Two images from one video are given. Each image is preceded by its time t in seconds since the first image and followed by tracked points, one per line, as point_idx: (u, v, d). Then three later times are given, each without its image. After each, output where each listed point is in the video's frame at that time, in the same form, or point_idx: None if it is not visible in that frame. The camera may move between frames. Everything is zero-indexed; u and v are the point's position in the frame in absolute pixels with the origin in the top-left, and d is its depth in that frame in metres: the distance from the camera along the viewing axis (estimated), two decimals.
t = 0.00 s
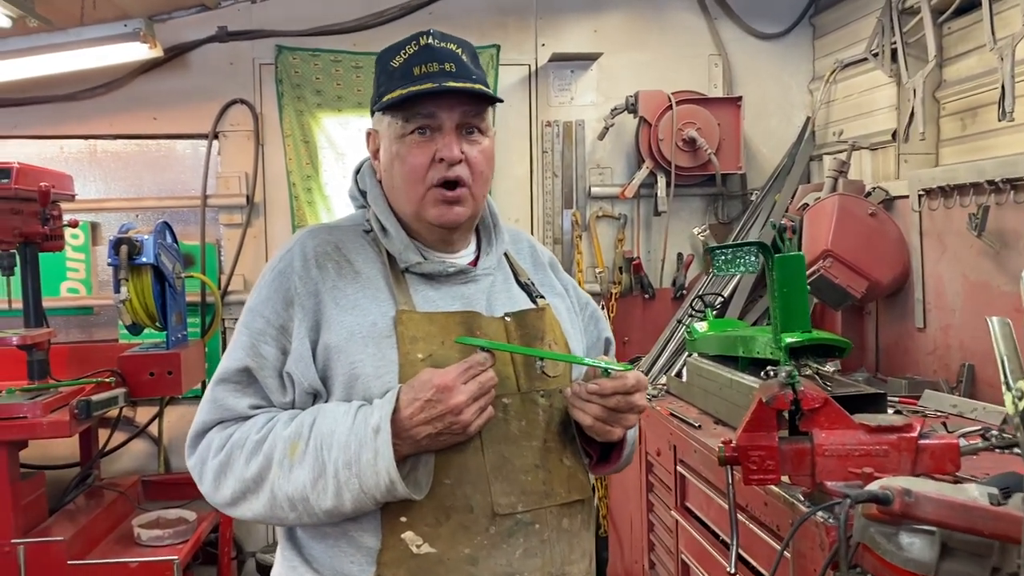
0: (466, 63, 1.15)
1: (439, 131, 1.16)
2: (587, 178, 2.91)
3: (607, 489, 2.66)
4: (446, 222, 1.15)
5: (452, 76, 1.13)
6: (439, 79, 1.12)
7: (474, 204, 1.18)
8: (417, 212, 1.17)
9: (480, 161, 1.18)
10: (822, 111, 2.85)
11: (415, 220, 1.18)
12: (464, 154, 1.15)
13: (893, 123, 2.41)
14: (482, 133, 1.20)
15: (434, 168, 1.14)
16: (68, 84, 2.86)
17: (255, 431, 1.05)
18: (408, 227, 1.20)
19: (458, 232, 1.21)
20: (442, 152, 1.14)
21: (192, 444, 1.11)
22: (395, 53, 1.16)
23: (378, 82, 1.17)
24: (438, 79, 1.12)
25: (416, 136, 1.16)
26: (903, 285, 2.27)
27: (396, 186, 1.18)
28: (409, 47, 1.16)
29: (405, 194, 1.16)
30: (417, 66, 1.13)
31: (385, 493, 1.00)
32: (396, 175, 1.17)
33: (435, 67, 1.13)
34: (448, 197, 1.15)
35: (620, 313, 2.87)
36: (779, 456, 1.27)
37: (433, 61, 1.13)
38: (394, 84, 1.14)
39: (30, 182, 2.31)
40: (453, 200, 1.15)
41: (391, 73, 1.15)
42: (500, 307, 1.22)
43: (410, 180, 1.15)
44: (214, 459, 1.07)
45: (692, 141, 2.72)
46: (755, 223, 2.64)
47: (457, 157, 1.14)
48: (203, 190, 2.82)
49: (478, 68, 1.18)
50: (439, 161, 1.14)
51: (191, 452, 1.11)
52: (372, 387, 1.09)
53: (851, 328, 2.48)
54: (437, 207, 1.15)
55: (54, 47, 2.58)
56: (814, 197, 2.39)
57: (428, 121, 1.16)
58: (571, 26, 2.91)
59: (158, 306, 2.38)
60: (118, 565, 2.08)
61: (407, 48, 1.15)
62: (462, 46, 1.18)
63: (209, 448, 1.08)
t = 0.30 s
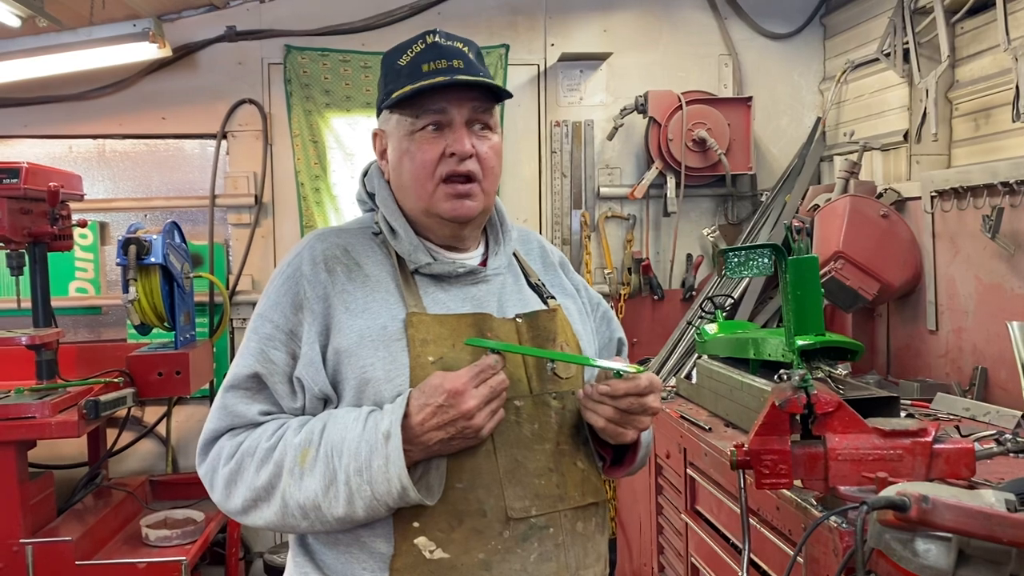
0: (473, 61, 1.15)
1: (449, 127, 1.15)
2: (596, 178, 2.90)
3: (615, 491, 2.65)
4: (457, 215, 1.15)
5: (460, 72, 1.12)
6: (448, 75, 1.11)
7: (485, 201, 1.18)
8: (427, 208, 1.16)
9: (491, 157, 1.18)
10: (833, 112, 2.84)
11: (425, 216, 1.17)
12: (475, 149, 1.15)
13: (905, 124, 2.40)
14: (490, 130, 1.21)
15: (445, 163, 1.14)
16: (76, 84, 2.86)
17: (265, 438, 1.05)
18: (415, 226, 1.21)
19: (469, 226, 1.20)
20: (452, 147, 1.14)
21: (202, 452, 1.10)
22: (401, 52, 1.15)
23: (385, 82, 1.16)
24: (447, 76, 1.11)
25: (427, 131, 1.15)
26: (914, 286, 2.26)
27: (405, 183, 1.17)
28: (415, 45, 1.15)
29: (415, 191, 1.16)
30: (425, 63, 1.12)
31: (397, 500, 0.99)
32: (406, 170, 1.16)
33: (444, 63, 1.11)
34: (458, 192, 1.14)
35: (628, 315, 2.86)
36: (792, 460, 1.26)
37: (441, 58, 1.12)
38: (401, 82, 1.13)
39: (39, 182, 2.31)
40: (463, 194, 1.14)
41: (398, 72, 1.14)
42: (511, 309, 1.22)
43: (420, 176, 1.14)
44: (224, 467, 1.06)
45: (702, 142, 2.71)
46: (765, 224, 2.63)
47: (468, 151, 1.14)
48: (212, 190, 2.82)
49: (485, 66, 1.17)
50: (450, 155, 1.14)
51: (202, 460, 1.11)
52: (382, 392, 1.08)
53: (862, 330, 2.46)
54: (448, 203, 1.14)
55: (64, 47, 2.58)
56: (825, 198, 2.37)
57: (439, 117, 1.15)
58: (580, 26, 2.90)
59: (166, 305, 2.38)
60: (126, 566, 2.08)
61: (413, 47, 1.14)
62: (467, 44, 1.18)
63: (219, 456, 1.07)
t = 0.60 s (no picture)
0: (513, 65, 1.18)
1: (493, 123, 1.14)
2: (601, 176, 2.89)
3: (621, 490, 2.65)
4: (494, 213, 1.14)
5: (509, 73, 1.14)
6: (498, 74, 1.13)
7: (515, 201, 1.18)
8: (463, 203, 1.14)
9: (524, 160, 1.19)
10: (840, 110, 2.83)
11: (456, 211, 1.15)
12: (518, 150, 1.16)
13: (913, 122, 2.39)
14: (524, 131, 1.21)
15: (491, 160, 1.13)
16: (83, 82, 2.86)
17: (271, 437, 1.04)
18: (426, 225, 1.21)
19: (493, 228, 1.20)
20: (500, 144, 1.13)
21: (206, 450, 1.10)
22: (444, 42, 1.15)
23: (426, 70, 1.14)
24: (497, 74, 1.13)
25: (473, 125, 1.13)
26: (922, 286, 2.24)
27: (441, 175, 1.14)
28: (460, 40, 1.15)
29: (454, 184, 1.13)
30: (475, 58, 1.12)
31: (404, 501, 0.98)
32: (445, 162, 1.13)
33: (493, 63, 1.13)
34: (500, 188, 1.14)
35: (634, 314, 2.85)
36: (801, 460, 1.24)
37: (489, 57, 1.14)
38: (450, 72, 1.12)
39: (45, 179, 2.31)
40: (504, 192, 1.14)
41: (443, 61, 1.13)
42: (519, 308, 1.21)
43: (464, 169, 1.12)
44: (228, 466, 1.06)
45: (708, 140, 2.70)
46: (772, 223, 2.62)
47: (514, 151, 1.14)
48: (217, 187, 2.82)
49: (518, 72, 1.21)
50: (497, 153, 1.13)
51: (206, 458, 1.10)
52: (389, 391, 1.07)
53: (869, 330, 2.45)
54: (488, 200, 1.13)
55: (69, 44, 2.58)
56: (832, 197, 2.36)
57: (487, 113, 1.14)
58: (586, 24, 2.89)
59: (171, 303, 2.37)
60: (131, 564, 2.08)
61: (458, 40, 1.14)
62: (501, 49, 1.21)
63: (224, 455, 1.07)
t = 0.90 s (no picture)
0: (503, 62, 1.12)
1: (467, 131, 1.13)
2: (604, 175, 2.88)
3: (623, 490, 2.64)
4: (473, 220, 1.13)
5: (487, 74, 1.09)
6: (474, 77, 1.09)
7: (502, 208, 1.16)
8: (442, 212, 1.14)
9: (511, 165, 1.14)
10: (843, 109, 2.82)
11: (440, 218, 1.16)
12: (495, 158, 1.12)
13: (917, 121, 2.38)
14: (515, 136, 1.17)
15: (460, 170, 1.12)
16: (85, 79, 2.85)
17: (277, 432, 1.04)
18: (434, 224, 1.19)
19: (485, 230, 1.19)
20: (469, 155, 1.11)
21: (210, 443, 1.09)
22: (430, 45, 1.13)
23: (412, 74, 1.14)
24: (473, 77, 1.09)
25: (445, 135, 1.13)
26: (927, 285, 2.24)
27: (421, 184, 1.16)
28: (446, 39, 1.12)
29: (430, 193, 1.14)
30: (452, 62, 1.09)
31: (410, 500, 0.98)
32: (423, 171, 1.14)
33: (471, 64, 1.09)
34: (475, 197, 1.12)
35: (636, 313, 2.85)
36: (805, 460, 1.24)
37: (469, 58, 1.09)
38: (427, 78, 1.11)
39: (47, 176, 2.30)
40: (480, 199, 1.12)
41: (425, 65, 1.11)
42: (529, 309, 1.20)
43: (437, 178, 1.12)
44: (233, 460, 1.05)
45: (711, 139, 2.69)
46: (775, 221, 2.61)
47: (486, 161, 1.11)
48: (219, 185, 2.81)
49: (516, 67, 1.15)
50: (467, 163, 1.11)
51: (209, 451, 1.10)
52: (397, 389, 1.07)
53: (872, 329, 2.45)
54: (463, 209, 1.12)
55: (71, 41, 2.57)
56: (836, 195, 2.36)
57: (460, 122, 1.13)
58: (589, 22, 2.89)
59: (173, 301, 2.37)
60: (133, 562, 2.08)
61: (443, 41, 1.12)
62: (501, 41, 1.15)
63: (228, 448, 1.06)
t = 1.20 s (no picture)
0: (496, 65, 1.10)
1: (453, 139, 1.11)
2: (604, 175, 2.89)
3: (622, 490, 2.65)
4: (459, 232, 1.13)
5: (475, 80, 1.08)
6: (460, 83, 1.08)
7: (490, 219, 1.15)
8: (429, 219, 1.14)
9: (500, 175, 1.12)
10: (843, 109, 2.82)
11: (429, 226, 1.16)
12: (481, 169, 1.10)
13: (916, 122, 2.38)
14: (505, 144, 1.14)
15: (444, 179, 1.10)
16: (84, 77, 2.85)
17: (270, 438, 1.04)
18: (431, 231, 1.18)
19: (474, 240, 1.19)
20: (454, 164, 1.10)
21: (208, 447, 1.10)
22: (425, 45, 1.12)
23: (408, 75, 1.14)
24: (460, 83, 1.08)
25: (432, 142, 1.12)
26: (926, 285, 2.24)
27: (411, 191, 1.15)
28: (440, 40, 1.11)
29: (418, 198, 1.14)
30: (440, 66, 1.09)
31: (400, 511, 0.97)
32: (411, 176, 1.14)
33: (459, 69, 1.08)
34: (459, 210, 1.11)
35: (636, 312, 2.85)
36: (805, 459, 1.24)
37: (458, 62, 1.08)
38: (417, 80, 1.11)
39: (47, 175, 2.30)
40: (465, 213, 1.12)
41: (417, 68, 1.11)
42: (527, 312, 1.19)
43: (423, 186, 1.12)
44: (228, 465, 1.05)
45: (711, 139, 2.69)
46: (774, 221, 2.61)
47: (470, 171, 1.09)
48: (218, 184, 2.81)
49: (512, 69, 1.12)
50: (452, 172, 1.10)
51: (206, 454, 1.10)
52: (390, 397, 1.07)
53: (872, 329, 2.45)
54: (449, 220, 1.12)
55: (71, 39, 2.56)
56: (835, 195, 2.36)
57: (447, 129, 1.11)
58: (589, 21, 2.89)
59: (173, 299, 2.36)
60: (132, 561, 2.08)
61: (437, 43, 1.11)
62: (499, 43, 1.13)
63: (224, 453, 1.06)
